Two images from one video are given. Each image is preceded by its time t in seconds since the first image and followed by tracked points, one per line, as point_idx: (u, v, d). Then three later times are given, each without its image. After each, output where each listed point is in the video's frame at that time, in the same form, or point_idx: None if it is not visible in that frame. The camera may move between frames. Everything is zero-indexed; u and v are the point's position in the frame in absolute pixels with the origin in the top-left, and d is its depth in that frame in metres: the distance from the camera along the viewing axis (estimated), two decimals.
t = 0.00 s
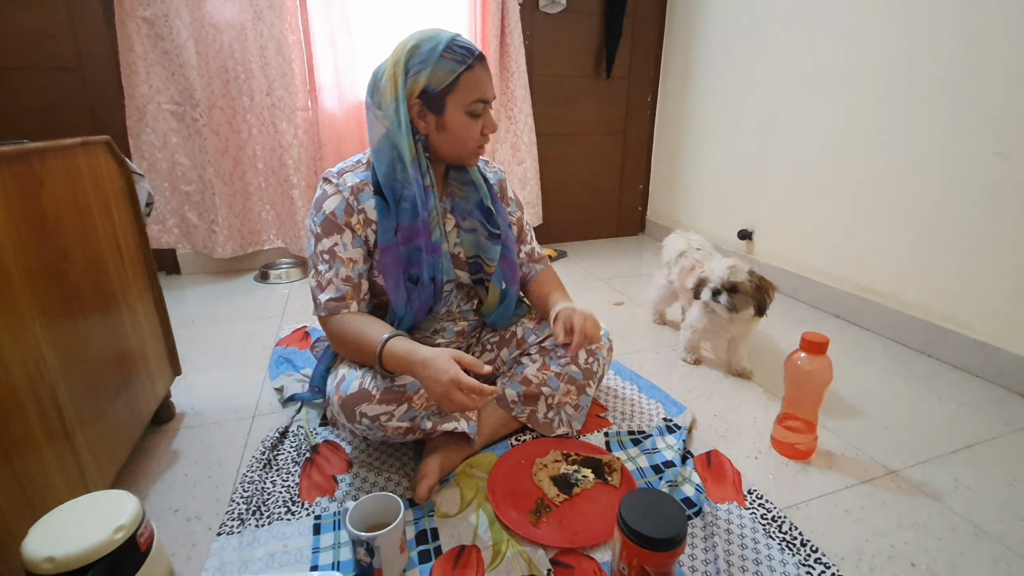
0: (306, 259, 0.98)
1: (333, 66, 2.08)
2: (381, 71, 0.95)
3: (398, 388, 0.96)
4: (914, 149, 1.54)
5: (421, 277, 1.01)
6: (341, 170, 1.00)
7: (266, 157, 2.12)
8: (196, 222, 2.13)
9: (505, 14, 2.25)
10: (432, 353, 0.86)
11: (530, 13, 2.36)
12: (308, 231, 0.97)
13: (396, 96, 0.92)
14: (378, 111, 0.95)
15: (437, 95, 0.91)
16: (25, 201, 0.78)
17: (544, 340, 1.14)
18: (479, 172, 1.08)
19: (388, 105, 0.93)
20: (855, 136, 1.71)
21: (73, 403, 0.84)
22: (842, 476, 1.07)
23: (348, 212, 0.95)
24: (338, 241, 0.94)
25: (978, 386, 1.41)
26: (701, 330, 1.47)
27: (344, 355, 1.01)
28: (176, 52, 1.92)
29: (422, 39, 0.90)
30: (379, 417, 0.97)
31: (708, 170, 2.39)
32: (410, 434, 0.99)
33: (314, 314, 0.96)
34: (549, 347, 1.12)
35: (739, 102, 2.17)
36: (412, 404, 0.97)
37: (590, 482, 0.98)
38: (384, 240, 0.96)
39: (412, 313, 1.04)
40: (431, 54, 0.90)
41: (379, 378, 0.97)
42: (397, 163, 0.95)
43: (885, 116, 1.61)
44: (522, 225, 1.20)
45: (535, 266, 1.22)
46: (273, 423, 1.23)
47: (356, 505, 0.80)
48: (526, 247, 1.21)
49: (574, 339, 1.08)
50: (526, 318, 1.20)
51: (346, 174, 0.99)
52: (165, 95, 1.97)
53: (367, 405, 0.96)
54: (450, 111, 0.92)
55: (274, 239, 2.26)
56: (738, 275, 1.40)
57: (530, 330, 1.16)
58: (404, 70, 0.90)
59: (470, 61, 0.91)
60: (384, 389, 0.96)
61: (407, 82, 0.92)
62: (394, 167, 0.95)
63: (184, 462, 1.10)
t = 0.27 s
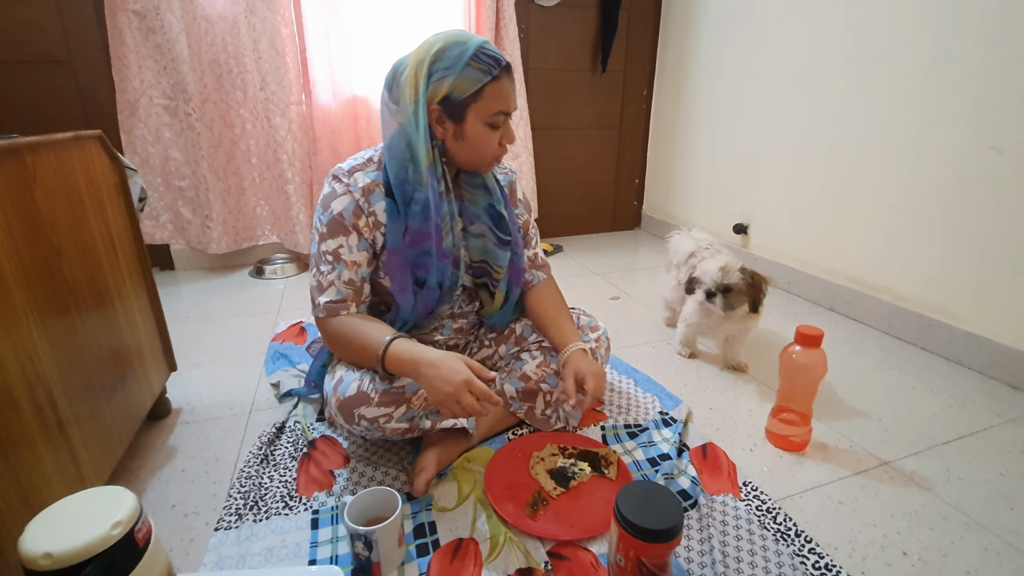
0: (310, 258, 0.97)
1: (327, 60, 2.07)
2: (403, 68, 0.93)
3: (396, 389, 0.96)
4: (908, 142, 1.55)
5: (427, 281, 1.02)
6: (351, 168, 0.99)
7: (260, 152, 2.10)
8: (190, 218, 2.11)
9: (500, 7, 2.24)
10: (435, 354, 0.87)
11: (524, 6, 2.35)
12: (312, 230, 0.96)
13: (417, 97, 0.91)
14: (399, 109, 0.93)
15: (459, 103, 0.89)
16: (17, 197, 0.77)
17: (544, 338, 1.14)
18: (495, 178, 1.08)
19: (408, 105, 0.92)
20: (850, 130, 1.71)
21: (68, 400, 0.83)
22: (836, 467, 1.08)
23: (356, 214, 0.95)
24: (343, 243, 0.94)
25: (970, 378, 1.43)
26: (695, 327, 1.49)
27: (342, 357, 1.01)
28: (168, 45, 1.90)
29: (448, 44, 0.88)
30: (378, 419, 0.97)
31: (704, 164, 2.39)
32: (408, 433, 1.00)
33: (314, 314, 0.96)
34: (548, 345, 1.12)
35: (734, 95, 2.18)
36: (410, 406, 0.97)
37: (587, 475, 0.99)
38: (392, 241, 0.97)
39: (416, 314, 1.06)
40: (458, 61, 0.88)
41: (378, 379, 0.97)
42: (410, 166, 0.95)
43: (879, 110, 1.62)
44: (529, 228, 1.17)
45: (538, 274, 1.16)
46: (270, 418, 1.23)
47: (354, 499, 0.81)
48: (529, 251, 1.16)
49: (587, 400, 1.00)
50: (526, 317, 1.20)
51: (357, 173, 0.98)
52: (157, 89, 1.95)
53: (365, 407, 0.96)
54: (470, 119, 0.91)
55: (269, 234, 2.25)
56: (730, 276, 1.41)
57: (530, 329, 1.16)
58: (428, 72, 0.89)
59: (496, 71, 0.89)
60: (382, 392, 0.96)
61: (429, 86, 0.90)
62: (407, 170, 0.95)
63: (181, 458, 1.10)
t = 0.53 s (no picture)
0: (315, 257, 0.97)
1: (323, 59, 2.06)
2: (427, 65, 0.93)
3: (395, 390, 0.96)
4: (904, 141, 1.56)
5: (432, 283, 1.02)
6: (364, 168, 0.99)
7: (256, 151, 2.10)
8: (186, 217, 2.11)
9: (497, 6, 2.23)
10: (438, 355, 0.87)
11: (521, 5, 2.34)
12: (321, 229, 0.96)
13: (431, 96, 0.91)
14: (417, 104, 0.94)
15: (467, 108, 0.88)
16: (12, 196, 0.77)
17: (544, 340, 1.15)
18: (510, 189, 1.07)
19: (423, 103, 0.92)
20: (847, 129, 1.72)
21: (65, 401, 0.83)
22: (832, 464, 1.08)
23: (367, 217, 0.95)
24: (351, 245, 0.94)
25: (964, 375, 1.43)
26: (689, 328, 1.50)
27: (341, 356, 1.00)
28: (163, 43, 1.89)
29: (470, 49, 0.88)
30: (376, 419, 0.97)
31: (701, 163, 2.39)
32: (406, 433, 1.00)
33: (315, 314, 0.96)
34: (549, 347, 1.13)
35: (731, 94, 2.18)
36: (408, 406, 0.97)
37: (585, 473, 0.99)
38: (398, 241, 0.97)
39: (418, 314, 1.06)
40: (473, 65, 0.87)
41: (377, 380, 0.97)
42: (420, 165, 0.95)
43: (875, 108, 1.62)
44: (538, 233, 1.18)
45: (545, 279, 1.17)
46: (267, 418, 1.23)
47: (352, 499, 0.81)
48: (537, 256, 1.17)
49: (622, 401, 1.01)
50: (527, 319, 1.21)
51: (370, 174, 0.98)
52: (152, 88, 1.95)
53: (363, 408, 0.96)
54: (476, 127, 0.89)
55: (265, 234, 2.24)
56: (722, 280, 1.41)
57: (531, 330, 1.17)
58: (444, 73, 0.88)
59: (512, 85, 0.88)
60: (381, 392, 0.96)
61: (444, 86, 0.90)
62: (417, 169, 0.95)
63: (178, 458, 1.09)
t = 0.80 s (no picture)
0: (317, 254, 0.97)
1: (321, 56, 2.06)
2: (433, 65, 0.92)
3: (393, 388, 0.96)
4: (902, 138, 1.56)
5: (433, 283, 1.03)
6: (368, 167, 0.98)
7: (254, 148, 2.09)
8: (184, 215, 2.10)
9: (495, 3, 2.23)
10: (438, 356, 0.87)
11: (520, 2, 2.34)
12: (323, 227, 0.96)
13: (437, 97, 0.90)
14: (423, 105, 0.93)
15: (474, 112, 0.88)
16: (9, 194, 0.77)
17: (543, 338, 1.14)
18: (514, 188, 1.07)
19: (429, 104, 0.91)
20: (845, 126, 1.72)
21: (63, 399, 0.83)
22: (830, 461, 1.09)
23: (371, 216, 0.95)
24: (354, 244, 0.94)
25: (962, 372, 1.44)
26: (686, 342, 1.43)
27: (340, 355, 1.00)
28: (160, 40, 1.89)
29: (477, 50, 0.87)
30: (375, 417, 0.97)
31: (699, 160, 2.39)
32: (405, 431, 1.00)
33: (315, 312, 0.96)
34: (547, 345, 1.12)
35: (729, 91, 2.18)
36: (407, 404, 0.97)
37: (584, 470, 0.99)
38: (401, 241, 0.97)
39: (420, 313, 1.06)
40: (480, 68, 0.86)
41: (376, 378, 0.97)
42: (425, 166, 0.95)
43: (873, 106, 1.62)
44: (539, 231, 1.18)
45: (544, 278, 1.17)
46: (266, 416, 1.23)
47: (351, 496, 0.81)
48: (538, 255, 1.18)
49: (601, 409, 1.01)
50: (526, 316, 1.21)
51: (374, 173, 0.98)
52: (149, 85, 1.94)
53: (362, 406, 0.96)
54: (482, 130, 0.89)
55: (263, 231, 2.23)
56: (705, 282, 1.36)
57: (530, 328, 1.17)
58: (450, 75, 0.88)
59: (519, 87, 0.87)
60: (379, 390, 0.96)
61: (449, 88, 0.89)
62: (421, 170, 0.95)
63: (176, 456, 1.09)
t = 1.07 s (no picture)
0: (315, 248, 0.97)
1: (321, 52, 2.05)
2: (430, 60, 0.92)
3: (393, 382, 0.96)
4: (903, 133, 1.55)
5: (432, 278, 1.03)
6: (365, 161, 0.98)
7: (253, 145, 2.09)
8: (183, 211, 2.10)
9: None
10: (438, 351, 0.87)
11: None
12: (321, 221, 0.96)
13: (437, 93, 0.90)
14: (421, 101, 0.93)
15: (477, 109, 0.88)
16: (8, 189, 0.77)
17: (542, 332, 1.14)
18: (510, 180, 1.08)
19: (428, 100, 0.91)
20: (846, 122, 1.71)
21: (62, 395, 0.83)
22: (830, 457, 1.09)
23: (369, 210, 0.95)
24: (352, 238, 0.94)
25: (962, 368, 1.44)
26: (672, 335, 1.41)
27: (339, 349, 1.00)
28: (159, 36, 1.88)
29: (476, 46, 0.87)
30: (374, 412, 0.97)
31: (700, 156, 2.39)
32: (405, 426, 1.00)
33: (314, 307, 0.96)
34: (546, 340, 1.12)
35: (730, 87, 2.17)
36: (407, 399, 0.97)
37: (584, 465, 0.99)
38: (400, 237, 0.97)
39: (418, 308, 1.07)
40: (482, 65, 0.86)
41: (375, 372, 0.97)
42: (424, 162, 0.95)
43: (874, 102, 1.62)
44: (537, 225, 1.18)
45: (542, 272, 1.17)
46: (266, 412, 1.23)
47: (351, 492, 0.81)
48: (536, 249, 1.18)
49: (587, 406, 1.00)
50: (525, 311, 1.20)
51: (371, 167, 0.97)
52: (149, 81, 1.93)
53: (362, 400, 0.96)
54: (485, 127, 0.89)
55: (263, 228, 2.23)
56: (682, 270, 1.33)
57: (529, 323, 1.17)
58: (451, 72, 0.87)
59: (520, 82, 0.88)
60: (379, 384, 0.96)
61: (451, 85, 0.88)
62: (421, 166, 0.95)
63: (177, 452, 1.09)
